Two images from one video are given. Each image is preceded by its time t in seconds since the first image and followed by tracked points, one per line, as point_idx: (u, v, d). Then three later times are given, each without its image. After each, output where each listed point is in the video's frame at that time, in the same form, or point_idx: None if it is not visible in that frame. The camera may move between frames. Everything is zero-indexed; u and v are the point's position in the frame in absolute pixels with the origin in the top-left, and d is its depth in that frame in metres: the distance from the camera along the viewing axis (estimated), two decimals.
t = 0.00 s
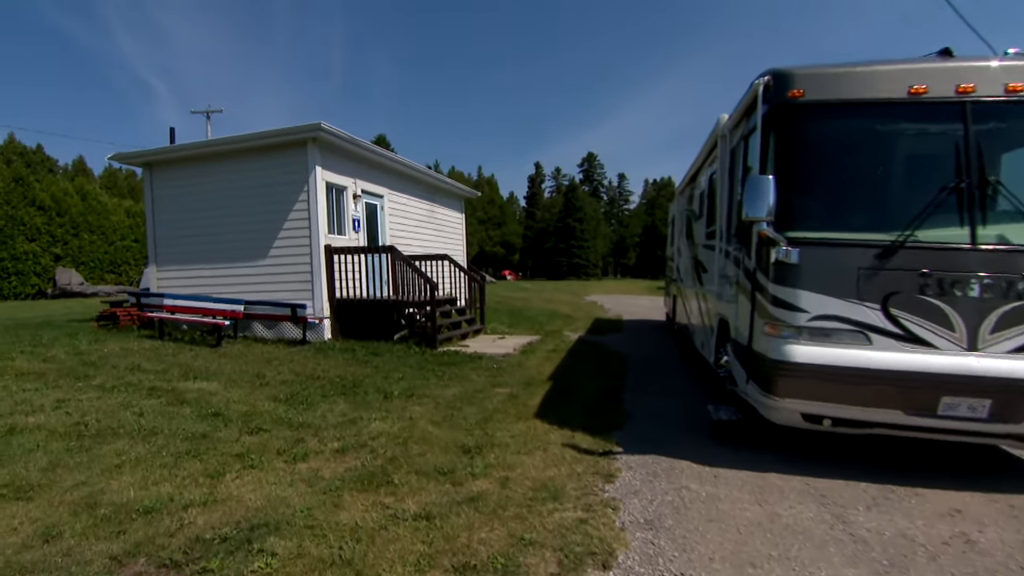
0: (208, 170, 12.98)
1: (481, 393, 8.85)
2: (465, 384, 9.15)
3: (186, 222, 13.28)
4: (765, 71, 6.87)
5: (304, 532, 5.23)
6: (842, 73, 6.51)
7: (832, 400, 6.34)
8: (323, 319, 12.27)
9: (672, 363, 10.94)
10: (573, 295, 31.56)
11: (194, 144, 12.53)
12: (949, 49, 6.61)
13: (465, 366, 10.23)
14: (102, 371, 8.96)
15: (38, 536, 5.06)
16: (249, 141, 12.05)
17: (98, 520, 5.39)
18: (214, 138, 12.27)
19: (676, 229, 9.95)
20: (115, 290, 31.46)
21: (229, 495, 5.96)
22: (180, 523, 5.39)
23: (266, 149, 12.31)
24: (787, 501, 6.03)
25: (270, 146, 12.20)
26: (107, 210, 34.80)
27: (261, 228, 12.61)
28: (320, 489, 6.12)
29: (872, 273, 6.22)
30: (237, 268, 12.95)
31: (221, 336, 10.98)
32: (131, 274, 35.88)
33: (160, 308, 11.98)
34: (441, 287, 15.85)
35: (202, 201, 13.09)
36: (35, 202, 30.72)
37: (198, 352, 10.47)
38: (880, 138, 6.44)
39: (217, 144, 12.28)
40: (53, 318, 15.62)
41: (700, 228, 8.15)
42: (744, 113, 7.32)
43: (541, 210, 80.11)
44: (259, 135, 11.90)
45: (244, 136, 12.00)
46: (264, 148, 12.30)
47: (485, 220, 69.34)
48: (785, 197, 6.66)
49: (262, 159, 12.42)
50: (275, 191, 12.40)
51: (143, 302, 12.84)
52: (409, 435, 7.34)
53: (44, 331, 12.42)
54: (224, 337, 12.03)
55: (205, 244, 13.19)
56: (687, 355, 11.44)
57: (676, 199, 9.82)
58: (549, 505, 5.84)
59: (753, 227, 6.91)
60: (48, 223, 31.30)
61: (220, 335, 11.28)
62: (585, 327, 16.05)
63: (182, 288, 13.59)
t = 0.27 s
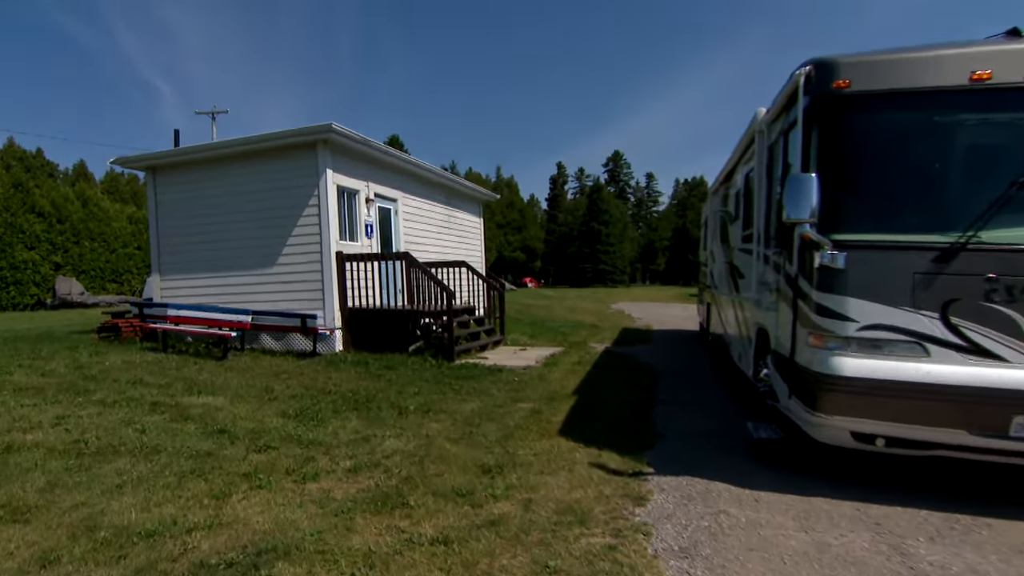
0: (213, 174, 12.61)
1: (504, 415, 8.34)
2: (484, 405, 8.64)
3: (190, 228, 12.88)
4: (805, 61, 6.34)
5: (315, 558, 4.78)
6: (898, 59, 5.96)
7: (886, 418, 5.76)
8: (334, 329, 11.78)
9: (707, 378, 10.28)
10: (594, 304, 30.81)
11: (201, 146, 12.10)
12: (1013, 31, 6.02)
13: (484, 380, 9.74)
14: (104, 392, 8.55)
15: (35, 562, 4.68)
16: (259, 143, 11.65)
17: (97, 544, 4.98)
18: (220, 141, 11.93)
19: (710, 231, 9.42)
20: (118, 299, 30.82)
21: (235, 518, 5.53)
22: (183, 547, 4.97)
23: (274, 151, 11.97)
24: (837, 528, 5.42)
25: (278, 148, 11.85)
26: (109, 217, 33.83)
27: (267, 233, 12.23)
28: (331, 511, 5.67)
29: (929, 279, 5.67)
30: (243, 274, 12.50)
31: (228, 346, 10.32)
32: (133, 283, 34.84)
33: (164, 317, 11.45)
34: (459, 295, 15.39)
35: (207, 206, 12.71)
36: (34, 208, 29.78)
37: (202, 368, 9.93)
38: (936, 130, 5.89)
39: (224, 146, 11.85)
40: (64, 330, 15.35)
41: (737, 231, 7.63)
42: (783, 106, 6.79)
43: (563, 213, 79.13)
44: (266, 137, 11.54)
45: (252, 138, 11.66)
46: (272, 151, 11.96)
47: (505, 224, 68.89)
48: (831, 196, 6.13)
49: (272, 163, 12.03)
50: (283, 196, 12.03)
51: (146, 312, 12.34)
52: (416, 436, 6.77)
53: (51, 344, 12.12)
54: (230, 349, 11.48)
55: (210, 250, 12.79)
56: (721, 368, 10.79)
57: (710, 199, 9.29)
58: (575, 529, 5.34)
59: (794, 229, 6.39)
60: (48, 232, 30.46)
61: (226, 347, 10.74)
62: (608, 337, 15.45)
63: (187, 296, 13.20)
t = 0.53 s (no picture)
0: (224, 175, 10.99)
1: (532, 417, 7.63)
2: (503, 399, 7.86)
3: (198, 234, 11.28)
4: (861, 45, 5.73)
5: None
6: (962, 38, 5.35)
7: (958, 440, 5.11)
8: (348, 340, 10.31)
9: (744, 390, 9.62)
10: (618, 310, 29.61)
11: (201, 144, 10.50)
12: None
13: (508, 395, 9.12)
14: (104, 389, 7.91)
15: None
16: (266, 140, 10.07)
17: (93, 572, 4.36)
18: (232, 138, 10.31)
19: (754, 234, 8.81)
20: (111, 308, 27.59)
21: (243, 543, 4.89)
22: None
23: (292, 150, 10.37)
24: (905, 564, 4.68)
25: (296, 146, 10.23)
26: (111, 221, 30.09)
27: (282, 243, 10.62)
28: (344, 536, 5.06)
29: (1008, 284, 5.04)
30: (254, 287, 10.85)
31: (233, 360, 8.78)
32: (135, 291, 31.14)
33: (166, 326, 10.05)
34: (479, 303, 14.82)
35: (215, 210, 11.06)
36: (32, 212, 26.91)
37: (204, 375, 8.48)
38: (1014, 117, 5.27)
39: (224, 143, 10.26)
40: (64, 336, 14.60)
41: (785, 233, 7.04)
42: (837, 95, 6.17)
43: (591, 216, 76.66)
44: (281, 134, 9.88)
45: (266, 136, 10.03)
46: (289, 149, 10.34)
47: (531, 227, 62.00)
48: (892, 193, 5.49)
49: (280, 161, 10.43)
50: (301, 200, 10.45)
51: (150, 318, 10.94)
52: (430, 447, 6.25)
53: (50, 352, 11.41)
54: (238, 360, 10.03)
55: (215, 261, 11.13)
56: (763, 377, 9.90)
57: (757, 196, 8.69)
58: (610, 561, 4.72)
59: (850, 230, 5.75)
60: (47, 236, 27.25)
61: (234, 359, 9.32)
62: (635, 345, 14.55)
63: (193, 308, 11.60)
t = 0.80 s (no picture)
0: (232, 173, 9.64)
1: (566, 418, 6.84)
2: (531, 413, 7.04)
3: (204, 240, 9.85)
4: (936, 21, 5.01)
5: None
6: None
7: None
8: (364, 352, 8.89)
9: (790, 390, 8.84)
10: (653, 313, 28.06)
11: (206, 139, 9.36)
12: None
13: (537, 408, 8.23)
14: (104, 398, 7.31)
15: None
16: (277, 134, 9.00)
17: None
18: (241, 133, 9.11)
19: (810, 234, 8.20)
20: (119, 317, 23.40)
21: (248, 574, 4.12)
22: None
23: (306, 145, 9.11)
24: None
25: (310, 141, 9.05)
26: (111, 224, 24.90)
27: (295, 248, 9.25)
28: (360, 566, 4.28)
29: None
30: (268, 299, 9.43)
31: (242, 373, 7.94)
32: (135, 300, 25.61)
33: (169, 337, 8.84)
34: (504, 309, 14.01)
35: (224, 214, 9.71)
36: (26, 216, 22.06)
37: (210, 389, 7.70)
38: None
39: (234, 137, 9.16)
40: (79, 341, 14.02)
41: (844, 233, 6.40)
42: (904, 80, 5.48)
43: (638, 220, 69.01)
44: (296, 129, 8.88)
45: (279, 131, 8.96)
46: (302, 144, 9.09)
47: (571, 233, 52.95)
48: (967, 186, 4.72)
49: (291, 158, 9.27)
50: (317, 200, 9.12)
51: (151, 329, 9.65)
52: (453, 469, 5.79)
53: (57, 357, 10.83)
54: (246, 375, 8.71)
55: (219, 271, 9.78)
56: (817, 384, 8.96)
57: (810, 194, 8.15)
58: None
59: (919, 232, 4.99)
60: (46, 242, 22.61)
61: (242, 373, 8.09)
62: (670, 347, 13.56)
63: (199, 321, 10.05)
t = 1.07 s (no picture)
0: (235, 173, 9.28)
1: (599, 439, 6.24)
2: (561, 432, 6.44)
3: (206, 243, 9.46)
4: None
5: None
6: None
7: None
8: (379, 365, 8.39)
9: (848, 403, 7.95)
10: (683, 319, 26.93)
11: (211, 138, 9.00)
12: None
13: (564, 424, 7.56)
14: (100, 414, 6.87)
15: None
16: (285, 132, 8.63)
17: None
18: (244, 132, 8.77)
19: (871, 233, 7.62)
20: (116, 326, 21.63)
21: None
22: None
23: (311, 145, 8.77)
24: None
25: (315, 141, 8.71)
26: (109, 226, 23.05)
27: (300, 252, 8.88)
28: None
29: None
30: (277, 307, 9.03)
31: (248, 388, 7.49)
32: (134, 308, 23.58)
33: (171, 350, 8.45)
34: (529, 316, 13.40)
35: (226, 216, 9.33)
36: (19, 217, 20.58)
37: (213, 406, 7.24)
38: None
39: (240, 136, 8.81)
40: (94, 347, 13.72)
41: (912, 234, 5.78)
42: (983, 61, 4.75)
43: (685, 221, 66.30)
44: (300, 127, 8.53)
45: (283, 129, 8.62)
46: (307, 143, 8.75)
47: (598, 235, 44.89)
48: None
49: (299, 157, 8.89)
50: (322, 202, 8.75)
51: (151, 342, 9.23)
52: (476, 493, 5.20)
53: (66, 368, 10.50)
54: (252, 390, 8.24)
55: (223, 277, 9.38)
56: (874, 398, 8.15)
57: (872, 193, 7.60)
58: None
59: (998, 233, 4.21)
60: (40, 246, 21.00)
61: (248, 386, 7.64)
62: (705, 356, 12.75)
63: (199, 330, 9.63)
